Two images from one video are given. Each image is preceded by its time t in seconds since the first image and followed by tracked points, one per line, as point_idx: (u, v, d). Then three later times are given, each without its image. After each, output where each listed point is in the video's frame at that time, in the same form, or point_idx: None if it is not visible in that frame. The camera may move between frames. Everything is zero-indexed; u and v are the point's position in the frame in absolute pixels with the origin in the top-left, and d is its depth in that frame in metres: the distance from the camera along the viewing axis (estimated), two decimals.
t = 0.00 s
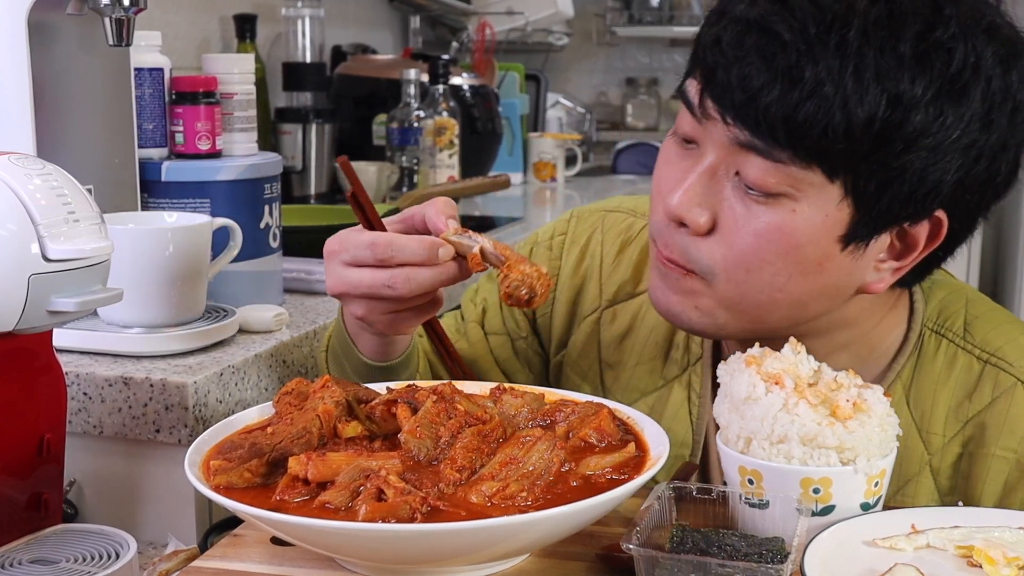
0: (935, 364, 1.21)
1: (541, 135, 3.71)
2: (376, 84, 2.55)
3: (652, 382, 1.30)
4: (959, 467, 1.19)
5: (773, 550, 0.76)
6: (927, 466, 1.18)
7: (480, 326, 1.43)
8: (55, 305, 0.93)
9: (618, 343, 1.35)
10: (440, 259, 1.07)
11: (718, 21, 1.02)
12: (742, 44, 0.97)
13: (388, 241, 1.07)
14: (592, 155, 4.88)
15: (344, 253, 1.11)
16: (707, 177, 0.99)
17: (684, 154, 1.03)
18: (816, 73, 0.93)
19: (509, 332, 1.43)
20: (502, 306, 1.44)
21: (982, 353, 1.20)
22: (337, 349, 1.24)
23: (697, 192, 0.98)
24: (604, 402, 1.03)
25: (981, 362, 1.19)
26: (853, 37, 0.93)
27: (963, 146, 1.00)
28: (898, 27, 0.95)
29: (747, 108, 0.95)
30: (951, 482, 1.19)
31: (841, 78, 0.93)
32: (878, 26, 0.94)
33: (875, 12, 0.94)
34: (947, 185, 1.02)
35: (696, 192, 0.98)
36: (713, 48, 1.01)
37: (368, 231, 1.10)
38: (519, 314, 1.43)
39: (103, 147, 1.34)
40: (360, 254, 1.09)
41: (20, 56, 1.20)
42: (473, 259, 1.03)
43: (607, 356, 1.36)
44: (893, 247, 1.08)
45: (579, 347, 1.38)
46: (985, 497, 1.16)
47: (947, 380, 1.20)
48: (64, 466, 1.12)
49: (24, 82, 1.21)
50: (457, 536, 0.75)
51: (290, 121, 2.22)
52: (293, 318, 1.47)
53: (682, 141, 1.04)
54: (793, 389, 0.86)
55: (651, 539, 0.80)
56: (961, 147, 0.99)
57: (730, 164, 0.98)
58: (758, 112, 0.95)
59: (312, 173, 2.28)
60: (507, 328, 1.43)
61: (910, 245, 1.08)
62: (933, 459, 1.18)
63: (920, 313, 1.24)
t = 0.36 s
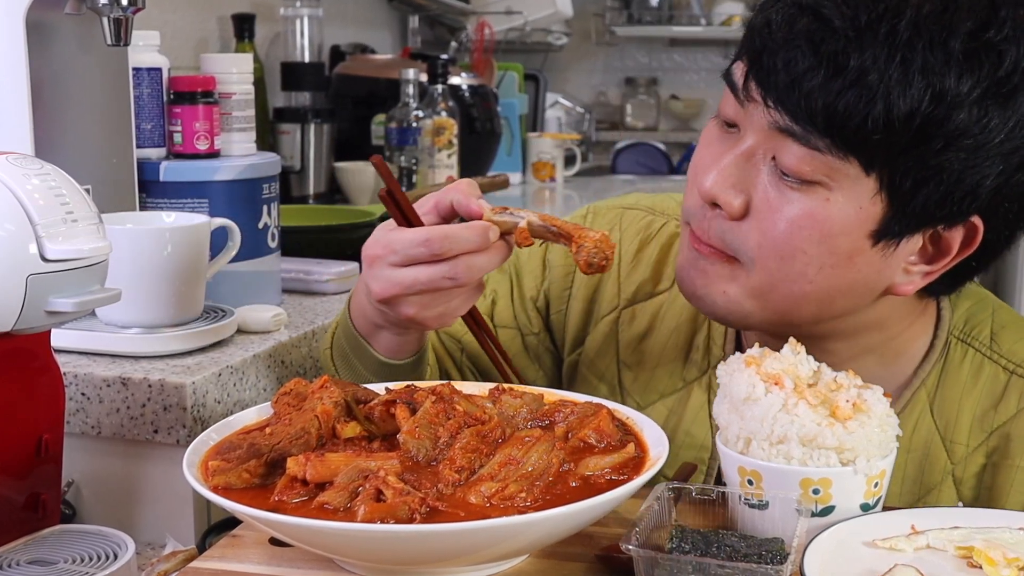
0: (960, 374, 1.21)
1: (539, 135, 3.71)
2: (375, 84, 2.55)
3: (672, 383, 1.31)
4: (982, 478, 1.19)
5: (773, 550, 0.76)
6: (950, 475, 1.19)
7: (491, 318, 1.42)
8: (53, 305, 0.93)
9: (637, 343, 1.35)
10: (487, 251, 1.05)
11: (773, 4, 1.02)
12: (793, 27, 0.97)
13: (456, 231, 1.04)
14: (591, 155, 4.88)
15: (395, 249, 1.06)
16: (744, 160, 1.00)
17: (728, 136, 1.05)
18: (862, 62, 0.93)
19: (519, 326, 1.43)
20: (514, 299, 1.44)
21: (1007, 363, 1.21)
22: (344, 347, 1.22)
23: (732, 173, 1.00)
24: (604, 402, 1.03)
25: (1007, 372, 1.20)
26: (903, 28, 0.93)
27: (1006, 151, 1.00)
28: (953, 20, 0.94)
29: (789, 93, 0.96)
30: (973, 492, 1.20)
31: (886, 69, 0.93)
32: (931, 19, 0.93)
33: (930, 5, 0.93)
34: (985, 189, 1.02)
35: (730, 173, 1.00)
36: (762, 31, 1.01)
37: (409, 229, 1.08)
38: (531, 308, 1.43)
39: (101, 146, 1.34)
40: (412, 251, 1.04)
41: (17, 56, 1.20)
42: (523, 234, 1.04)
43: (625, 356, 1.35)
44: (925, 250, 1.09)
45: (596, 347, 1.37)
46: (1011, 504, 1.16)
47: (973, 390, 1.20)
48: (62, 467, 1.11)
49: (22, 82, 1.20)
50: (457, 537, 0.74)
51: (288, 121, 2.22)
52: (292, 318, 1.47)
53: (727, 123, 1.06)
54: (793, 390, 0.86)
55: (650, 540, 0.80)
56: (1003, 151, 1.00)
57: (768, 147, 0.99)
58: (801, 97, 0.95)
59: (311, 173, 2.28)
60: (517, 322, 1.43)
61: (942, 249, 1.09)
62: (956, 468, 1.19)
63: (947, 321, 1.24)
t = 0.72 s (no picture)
0: (952, 384, 1.21)
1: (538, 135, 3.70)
2: (374, 83, 2.55)
3: (670, 389, 1.31)
4: (974, 487, 1.19)
5: (773, 551, 0.76)
6: (941, 485, 1.18)
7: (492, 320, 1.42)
8: (51, 305, 0.92)
9: (636, 348, 1.35)
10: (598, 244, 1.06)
11: None
12: (799, 10, 1.02)
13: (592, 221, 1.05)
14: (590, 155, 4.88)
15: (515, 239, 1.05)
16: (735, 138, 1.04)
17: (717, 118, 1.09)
18: (861, 42, 0.97)
19: (519, 329, 1.42)
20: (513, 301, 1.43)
21: (1001, 372, 1.20)
22: (388, 339, 1.22)
23: (721, 150, 1.05)
24: (603, 402, 1.03)
25: (1000, 382, 1.19)
26: (905, 13, 0.97)
27: (994, 153, 1.01)
28: (954, 12, 0.97)
29: (788, 67, 1.00)
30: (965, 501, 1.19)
31: (885, 51, 0.96)
32: (932, 7, 0.97)
33: None
34: (971, 191, 1.03)
35: (719, 151, 1.05)
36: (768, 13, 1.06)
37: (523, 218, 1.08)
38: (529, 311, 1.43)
39: (99, 146, 1.34)
40: (539, 241, 1.04)
41: (15, 55, 1.19)
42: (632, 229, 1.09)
43: (624, 362, 1.35)
44: (903, 251, 1.08)
45: (595, 353, 1.37)
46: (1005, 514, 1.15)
47: (965, 399, 1.19)
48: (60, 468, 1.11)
49: (20, 82, 1.20)
50: (456, 537, 0.74)
51: (287, 121, 2.22)
52: (290, 318, 1.47)
53: (717, 105, 1.10)
54: (792, 390, 0.86)
55: (649, 541, 0.79)
56: (992, 152, 1.01)
57: (759, 124, 1.03)
58: (798, 73, 0.99)
59: (309, 173, 2.27)
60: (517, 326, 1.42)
61: (920, 252, 1.09)
62: (947, 478, 1.18)
63: (939, 329, 1.23)
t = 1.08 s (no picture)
0: (947, 383, 1.21)
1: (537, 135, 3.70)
2: (372, 83, 2.55)
3: (659, 391, 1.31)
4: (971, 486, 1.18)
5: (773, 553, 0.76)
6: (937, 484, 1.18)
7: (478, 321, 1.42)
8: (50, 305, 0.92)
9: (627, 349, 1.35)
10: (570, 248, 1.04)
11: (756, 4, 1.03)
12: (775, 27, 0.98)
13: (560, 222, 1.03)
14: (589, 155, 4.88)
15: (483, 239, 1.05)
16: (713, 159, 1.02)
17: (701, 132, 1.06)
18: (840, 64, 0.94)
19: (510, 331, 1.41)
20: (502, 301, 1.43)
21: (994, 370, 1.20)
22: (380, 339, 1.22)
23: (699, 172, 1.02)
24: (602, 403, 1.03)
25: (994, 379, 1.19)
26: (885, 33, 0.94)
27: (977, 171, 1.00)
28: (934, 31, 0.95)
29: (765, 89, 0.97)
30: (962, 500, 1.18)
31: (865, 74, 0.93)
32: (911, 27, 0.94)
33: (914, 13, 0.94)
34: (955, 206, 1.02)
35: (698, 173, 1.02)
36: (744, 29, 1.02)
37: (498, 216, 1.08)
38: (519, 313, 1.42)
39: (98, 147, 1.34)
40: (506, 243, 1.04)
41: (14, 54, 1.19)
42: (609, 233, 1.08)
43: (614, 363, 1.35)
44: (888, 264, 1.08)
45: (584, 354, 1.37)
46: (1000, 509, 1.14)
47: (960, 398, 1.19)
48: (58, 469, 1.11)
49: (18, 82, 1.20)
50: (455, 539, 0.74)
51: (285, 121, 2.21)
52: (289, 319, 1.47)
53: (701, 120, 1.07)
54: (792, 391, 0.85)
55: (649, 541, 0.79)
56: (975, 170, 1.00)
57: (740, 145, 1.00)
58: (775, 96, 0.96)
59: (308, 173, 2.27)
60: (508, 328, 1.41)
61: (906, 264, 1.09)
62: (943, 477, 1.18)
63: (933, 327, 1.24)
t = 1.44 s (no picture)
0: (941, 381, 1.20)
1: (536, 135, 3.70)
2: (371, 83, 2.55)
3: (655, 392, 1.31)
4: (965, 484, 1.18)
5: (773, 553, 0.76)
6: (932, 482, 1.18)
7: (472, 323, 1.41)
8: (47, 305, 0.92)
9: (621, 350, 1.35)
10: (555, 250, 1.04)
11: (740, 8, 1.02)
12: (760, 32, 0.97)
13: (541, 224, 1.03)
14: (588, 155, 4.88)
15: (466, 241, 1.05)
16: (706, 164, 1.01)
17: (690, 138, 1.06)
18: (827, 68, 0.93)
19: (504, 333, 1.41)
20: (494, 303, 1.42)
21: (989, 368, 1.19)
22: (372, 342, 1.22)
23: (693, 178, 1.02)
24: (601, 403, 1.02)
25: (988, 378, 1.19)
26: (870, 35, 0.93)
27: (969, 166, 1.00)
28: (920, 30, 0.94)
29: (753, 96, 0.96)
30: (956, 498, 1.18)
31: (852, 77, 0.93)
32: (897, 27, 0.93)
33: (898, 14, 0.94)
34: (949, 202, 1.02)
35: (691, 179, 1.02)
36: (730, 34, 1.01)
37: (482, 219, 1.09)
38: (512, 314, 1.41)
39: (96, 147, 1.33)
40: (488, 245, 1.04)
41: (12, 54, 1.19)
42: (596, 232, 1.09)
43: (608, 364, 1.35)
44: (886, 263, 1.08)
45: (578, 356, 1.37)
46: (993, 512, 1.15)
47: (954, 397, 1.19)
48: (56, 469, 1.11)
49: (16, 81, 1.19)
50: (454, 539, 0.74)
51: (284, 121, 2.21)
52: (287, 319, 1.47)
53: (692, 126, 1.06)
54: (791, 391, 0.85)
55: (648, 542, 0.79)
56: (967, 167, 1.00)
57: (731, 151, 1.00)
58: (764, 101, 0.95)
59: (306, 173, 2.27)
60: (502, 330, 1.41)
61: (903, 262, 1.09)
62: (938, 476, 1.18)
63: (927, 326, 1.23)
